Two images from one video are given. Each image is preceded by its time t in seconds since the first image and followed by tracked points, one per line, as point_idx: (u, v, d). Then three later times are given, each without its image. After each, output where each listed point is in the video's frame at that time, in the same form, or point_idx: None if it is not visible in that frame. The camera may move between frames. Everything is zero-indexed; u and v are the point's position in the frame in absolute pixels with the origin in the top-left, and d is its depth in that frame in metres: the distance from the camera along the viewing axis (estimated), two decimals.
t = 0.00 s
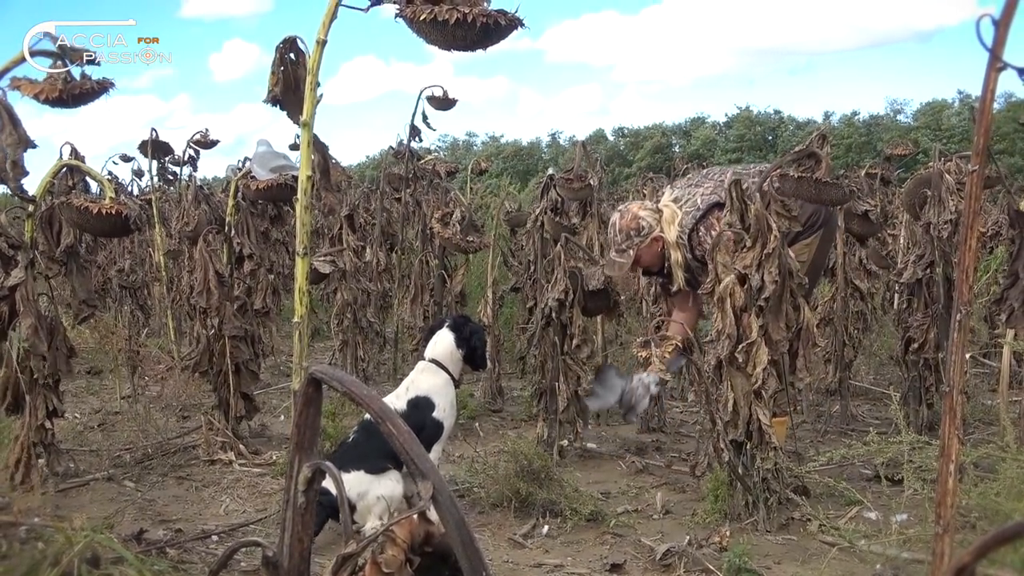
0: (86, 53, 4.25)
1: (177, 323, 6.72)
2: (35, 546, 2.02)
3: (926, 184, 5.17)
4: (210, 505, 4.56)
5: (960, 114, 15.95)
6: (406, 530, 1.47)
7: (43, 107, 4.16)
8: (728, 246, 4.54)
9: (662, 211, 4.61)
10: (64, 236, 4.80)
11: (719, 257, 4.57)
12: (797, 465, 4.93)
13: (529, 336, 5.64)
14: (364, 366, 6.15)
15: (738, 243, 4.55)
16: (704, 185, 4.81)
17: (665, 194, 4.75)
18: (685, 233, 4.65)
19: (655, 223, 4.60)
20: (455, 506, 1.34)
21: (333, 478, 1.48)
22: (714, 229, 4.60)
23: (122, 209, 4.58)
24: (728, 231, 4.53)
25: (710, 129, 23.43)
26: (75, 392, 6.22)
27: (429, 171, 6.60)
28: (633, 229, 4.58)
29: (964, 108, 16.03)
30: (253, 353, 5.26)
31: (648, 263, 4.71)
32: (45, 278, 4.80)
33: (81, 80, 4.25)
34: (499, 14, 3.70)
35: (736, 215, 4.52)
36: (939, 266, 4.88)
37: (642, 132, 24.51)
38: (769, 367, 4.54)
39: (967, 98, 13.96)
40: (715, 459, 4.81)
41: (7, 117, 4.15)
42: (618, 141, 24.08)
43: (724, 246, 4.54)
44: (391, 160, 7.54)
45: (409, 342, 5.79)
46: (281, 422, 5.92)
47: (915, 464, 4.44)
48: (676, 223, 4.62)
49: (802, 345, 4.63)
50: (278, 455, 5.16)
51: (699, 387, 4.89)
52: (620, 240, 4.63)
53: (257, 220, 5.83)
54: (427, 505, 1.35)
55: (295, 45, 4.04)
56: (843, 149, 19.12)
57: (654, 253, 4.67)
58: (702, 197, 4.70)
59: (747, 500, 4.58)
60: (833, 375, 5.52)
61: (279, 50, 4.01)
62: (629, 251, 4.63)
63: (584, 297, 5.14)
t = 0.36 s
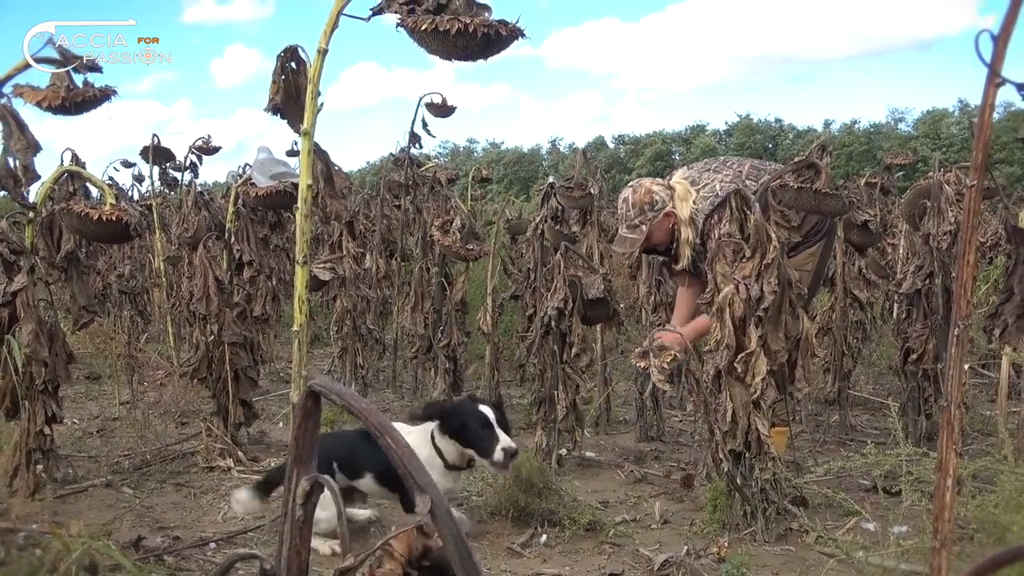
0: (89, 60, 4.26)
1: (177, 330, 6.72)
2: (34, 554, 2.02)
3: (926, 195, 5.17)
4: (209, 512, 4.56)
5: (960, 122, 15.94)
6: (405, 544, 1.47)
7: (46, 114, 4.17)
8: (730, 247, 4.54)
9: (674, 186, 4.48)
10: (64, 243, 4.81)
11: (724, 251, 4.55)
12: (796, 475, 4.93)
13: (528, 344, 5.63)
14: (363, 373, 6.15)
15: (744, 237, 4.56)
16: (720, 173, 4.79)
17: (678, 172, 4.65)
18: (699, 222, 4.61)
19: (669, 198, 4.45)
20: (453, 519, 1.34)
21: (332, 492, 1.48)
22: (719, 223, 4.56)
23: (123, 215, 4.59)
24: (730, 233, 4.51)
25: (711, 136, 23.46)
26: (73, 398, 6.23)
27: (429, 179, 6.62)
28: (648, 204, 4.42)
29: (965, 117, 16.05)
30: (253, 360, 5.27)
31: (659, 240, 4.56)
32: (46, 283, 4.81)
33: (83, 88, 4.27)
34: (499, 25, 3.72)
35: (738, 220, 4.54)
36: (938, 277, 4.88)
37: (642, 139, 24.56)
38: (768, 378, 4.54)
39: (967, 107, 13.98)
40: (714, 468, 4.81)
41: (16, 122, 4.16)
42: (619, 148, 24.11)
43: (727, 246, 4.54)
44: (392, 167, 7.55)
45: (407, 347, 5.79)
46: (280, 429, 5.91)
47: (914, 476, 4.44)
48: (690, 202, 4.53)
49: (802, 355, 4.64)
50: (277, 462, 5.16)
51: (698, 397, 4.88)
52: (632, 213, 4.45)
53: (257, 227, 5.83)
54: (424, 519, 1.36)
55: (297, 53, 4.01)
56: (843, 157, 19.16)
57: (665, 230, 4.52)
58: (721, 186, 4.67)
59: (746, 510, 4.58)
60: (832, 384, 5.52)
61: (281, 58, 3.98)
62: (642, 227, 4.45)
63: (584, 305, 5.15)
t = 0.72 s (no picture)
0: (89, 83, 4.29)
1: (176, 348, 6.74)
2: None
3: (921, 215, 5.19)
4: (206, 531, 4.57)
5: (957, 137, 16.01)
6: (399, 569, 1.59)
7: (46, 136, 4.21)
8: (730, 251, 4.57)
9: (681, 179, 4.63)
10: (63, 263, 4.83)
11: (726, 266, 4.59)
12: (792, 494, 4.94)
13: (526, 362, 5.65)
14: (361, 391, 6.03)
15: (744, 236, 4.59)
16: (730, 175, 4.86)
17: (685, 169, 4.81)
18: (702, 218, 4.65)
19: (674, 188, 4.59)
20: (448, 547, 1.34)
21: (328, 522, 1.49)
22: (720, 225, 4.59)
23: (122, 235, 4.62)
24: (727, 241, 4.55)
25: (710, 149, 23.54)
26: (72, 416, 6.25)
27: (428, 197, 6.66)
28: (655, 190, 4.58)
29: (962, 131, 16.11)
30: (251, 379, 5.29)
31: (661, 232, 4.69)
32: (46, 302, 4.83)
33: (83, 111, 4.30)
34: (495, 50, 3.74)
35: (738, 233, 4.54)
36: (934, 296, 4.91)
37: (641, 153, 24.64)
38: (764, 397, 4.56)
39: (964, 124, 14.05)
40: (710, 488, 4.83)
41: (16, 144, 4.18)
42: (618, 162, 24.19)
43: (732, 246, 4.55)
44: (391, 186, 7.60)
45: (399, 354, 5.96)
46: (278, 448, 5.92)
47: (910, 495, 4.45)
48: (696, 195, 4.64)
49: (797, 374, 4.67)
50: (275, 480, 5.17)
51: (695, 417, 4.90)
52: (638, 200, 4.60)
53: (256, 246, 5.86)
54: (418, 549, 1.36)
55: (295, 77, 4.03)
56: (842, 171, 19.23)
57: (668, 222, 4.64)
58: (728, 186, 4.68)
59: (742, 529, 4.59)
60: (829, 403, 5.54)
61: (280, 81, 4.01)
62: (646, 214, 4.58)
63: (581, 324, 5.17)
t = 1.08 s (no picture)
0: (87, 112, 4.33)
1: (172, 372, 6.76)
2: None
3: (914, 238, 5.23)
4: (204, 557, 4.57)
5: (950, 154, 16.12)
6: None
7: (45, 166, 4.23)
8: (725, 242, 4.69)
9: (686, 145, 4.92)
10: (60, 288, 4.83)
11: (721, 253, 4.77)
12: (788, 517, 4.96)
13: (522, 385, 5.67)
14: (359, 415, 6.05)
15: (744, 222, 4.73)
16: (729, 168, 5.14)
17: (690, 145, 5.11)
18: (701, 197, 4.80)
19: (679, 150, 4.88)
20: None
21: (328, 558, 1.64)
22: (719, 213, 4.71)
23: (120, 262, 4.63)
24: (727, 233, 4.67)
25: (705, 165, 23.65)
26: (68, 441, 6.25)
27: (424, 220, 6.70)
28: (661, 146, 4.82)
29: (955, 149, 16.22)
30: (248, 404, 5.31)
31: (660, 193, 4.96)
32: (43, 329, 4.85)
33: (81, 140, 4.32)
34: (489, 81, 3.76)
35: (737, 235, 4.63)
36: (927, 319, 4.94)
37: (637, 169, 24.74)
38: (759, 421, 4.58)
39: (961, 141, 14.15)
40: (706, 511, 4.84)
41: (16, 173, 4.22)
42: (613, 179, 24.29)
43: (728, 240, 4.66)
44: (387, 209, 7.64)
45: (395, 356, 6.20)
46: (275, 472, 5.93)
47: (905, 518, 4.47)
48: (699, 164, 4.91)
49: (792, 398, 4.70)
50: (272, 505, 5.18)
51: (690, 441, 4.91)
52: (643, 155, 4.84)
53: (253, 270, 5.88)
54: None
55: (293, 106, 4.01)
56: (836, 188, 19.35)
57: (667, 185, 4.91)
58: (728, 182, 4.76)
59: (739, 553, 4.60)
60: (825, 424, 5.57)
61: (276, 110, 4.02)
62: (650, 167, 4.83)
63: (576, 348, 5.17)
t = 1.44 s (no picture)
0: (87, 180, 4.36)
1: (168, 430, 6.76)
2: None
3: (904, 298, 5.28)
4: None
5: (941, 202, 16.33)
6: None
7: (44, 233, 4.27)
8: (684, 271, 4.78)
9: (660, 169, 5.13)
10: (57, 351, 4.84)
11: (678, 282, 4.85)
12: None
13: (518, 445, 5.68)
14: (354, 476, 6.19)
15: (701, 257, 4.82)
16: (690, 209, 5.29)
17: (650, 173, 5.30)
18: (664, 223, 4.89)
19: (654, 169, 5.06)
20: None
21: None
22: (685, 242, 4.79)
23: (117, 326, 4.65)
24: (690, 259, 4.76)
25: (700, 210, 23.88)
26: (63, 501, 6.24)
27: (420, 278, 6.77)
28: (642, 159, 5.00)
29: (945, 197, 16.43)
30: (243, 465, 5.32)
31: (632, 199, 4.98)
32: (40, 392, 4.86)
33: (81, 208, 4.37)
34: (484, 152, 3.70)
35: (701, 268, 4.74)
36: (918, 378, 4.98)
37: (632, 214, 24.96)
38: (754, 483, 4.59)
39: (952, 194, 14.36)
40: None
41: (15, 242, 4.26)
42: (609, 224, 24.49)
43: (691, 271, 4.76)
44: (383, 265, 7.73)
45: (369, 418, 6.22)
46: (270, 533, 5.91)
47: None
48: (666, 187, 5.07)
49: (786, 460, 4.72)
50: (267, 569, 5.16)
51: (685, 503, 4.91)
52: (624, 158, 4.92)
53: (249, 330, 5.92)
54: None
55: (289, 174, 4.02)
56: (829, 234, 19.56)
57: (639, 193, 4.95)
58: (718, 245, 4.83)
59: None
60: (820, 483, 5.58)
61: (273, 179, 4.05)
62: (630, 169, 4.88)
63: (572, 409, 5.22)
